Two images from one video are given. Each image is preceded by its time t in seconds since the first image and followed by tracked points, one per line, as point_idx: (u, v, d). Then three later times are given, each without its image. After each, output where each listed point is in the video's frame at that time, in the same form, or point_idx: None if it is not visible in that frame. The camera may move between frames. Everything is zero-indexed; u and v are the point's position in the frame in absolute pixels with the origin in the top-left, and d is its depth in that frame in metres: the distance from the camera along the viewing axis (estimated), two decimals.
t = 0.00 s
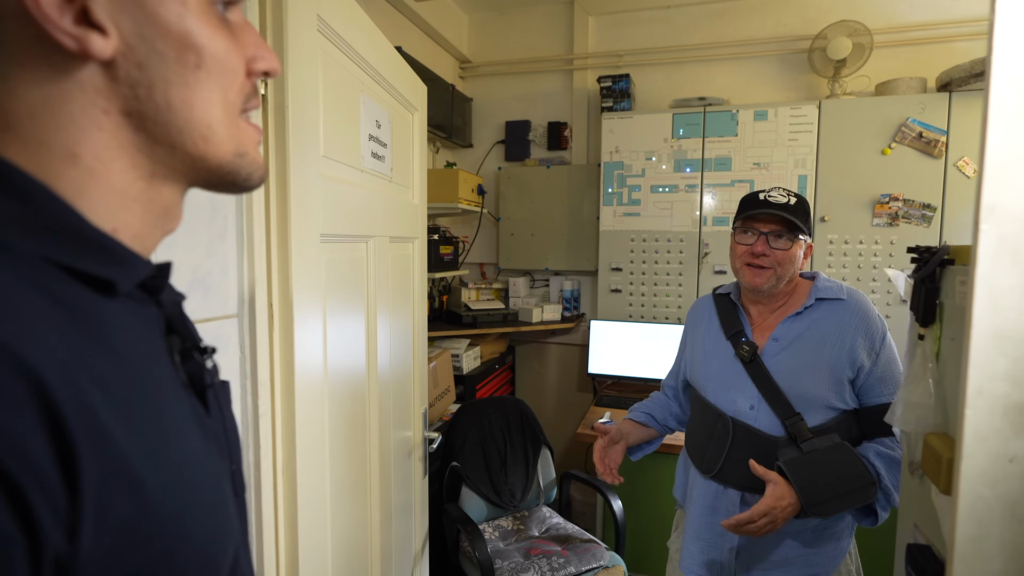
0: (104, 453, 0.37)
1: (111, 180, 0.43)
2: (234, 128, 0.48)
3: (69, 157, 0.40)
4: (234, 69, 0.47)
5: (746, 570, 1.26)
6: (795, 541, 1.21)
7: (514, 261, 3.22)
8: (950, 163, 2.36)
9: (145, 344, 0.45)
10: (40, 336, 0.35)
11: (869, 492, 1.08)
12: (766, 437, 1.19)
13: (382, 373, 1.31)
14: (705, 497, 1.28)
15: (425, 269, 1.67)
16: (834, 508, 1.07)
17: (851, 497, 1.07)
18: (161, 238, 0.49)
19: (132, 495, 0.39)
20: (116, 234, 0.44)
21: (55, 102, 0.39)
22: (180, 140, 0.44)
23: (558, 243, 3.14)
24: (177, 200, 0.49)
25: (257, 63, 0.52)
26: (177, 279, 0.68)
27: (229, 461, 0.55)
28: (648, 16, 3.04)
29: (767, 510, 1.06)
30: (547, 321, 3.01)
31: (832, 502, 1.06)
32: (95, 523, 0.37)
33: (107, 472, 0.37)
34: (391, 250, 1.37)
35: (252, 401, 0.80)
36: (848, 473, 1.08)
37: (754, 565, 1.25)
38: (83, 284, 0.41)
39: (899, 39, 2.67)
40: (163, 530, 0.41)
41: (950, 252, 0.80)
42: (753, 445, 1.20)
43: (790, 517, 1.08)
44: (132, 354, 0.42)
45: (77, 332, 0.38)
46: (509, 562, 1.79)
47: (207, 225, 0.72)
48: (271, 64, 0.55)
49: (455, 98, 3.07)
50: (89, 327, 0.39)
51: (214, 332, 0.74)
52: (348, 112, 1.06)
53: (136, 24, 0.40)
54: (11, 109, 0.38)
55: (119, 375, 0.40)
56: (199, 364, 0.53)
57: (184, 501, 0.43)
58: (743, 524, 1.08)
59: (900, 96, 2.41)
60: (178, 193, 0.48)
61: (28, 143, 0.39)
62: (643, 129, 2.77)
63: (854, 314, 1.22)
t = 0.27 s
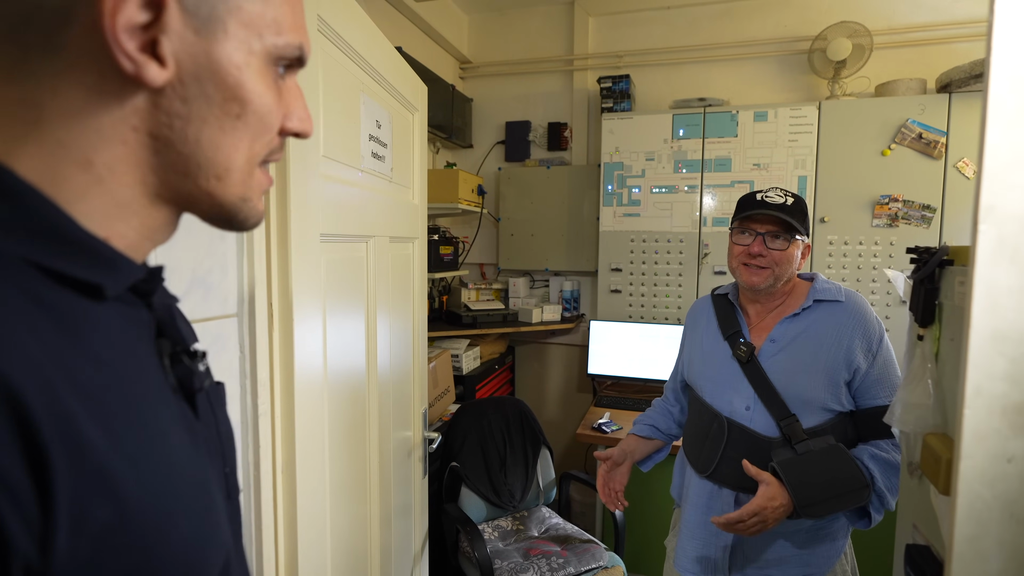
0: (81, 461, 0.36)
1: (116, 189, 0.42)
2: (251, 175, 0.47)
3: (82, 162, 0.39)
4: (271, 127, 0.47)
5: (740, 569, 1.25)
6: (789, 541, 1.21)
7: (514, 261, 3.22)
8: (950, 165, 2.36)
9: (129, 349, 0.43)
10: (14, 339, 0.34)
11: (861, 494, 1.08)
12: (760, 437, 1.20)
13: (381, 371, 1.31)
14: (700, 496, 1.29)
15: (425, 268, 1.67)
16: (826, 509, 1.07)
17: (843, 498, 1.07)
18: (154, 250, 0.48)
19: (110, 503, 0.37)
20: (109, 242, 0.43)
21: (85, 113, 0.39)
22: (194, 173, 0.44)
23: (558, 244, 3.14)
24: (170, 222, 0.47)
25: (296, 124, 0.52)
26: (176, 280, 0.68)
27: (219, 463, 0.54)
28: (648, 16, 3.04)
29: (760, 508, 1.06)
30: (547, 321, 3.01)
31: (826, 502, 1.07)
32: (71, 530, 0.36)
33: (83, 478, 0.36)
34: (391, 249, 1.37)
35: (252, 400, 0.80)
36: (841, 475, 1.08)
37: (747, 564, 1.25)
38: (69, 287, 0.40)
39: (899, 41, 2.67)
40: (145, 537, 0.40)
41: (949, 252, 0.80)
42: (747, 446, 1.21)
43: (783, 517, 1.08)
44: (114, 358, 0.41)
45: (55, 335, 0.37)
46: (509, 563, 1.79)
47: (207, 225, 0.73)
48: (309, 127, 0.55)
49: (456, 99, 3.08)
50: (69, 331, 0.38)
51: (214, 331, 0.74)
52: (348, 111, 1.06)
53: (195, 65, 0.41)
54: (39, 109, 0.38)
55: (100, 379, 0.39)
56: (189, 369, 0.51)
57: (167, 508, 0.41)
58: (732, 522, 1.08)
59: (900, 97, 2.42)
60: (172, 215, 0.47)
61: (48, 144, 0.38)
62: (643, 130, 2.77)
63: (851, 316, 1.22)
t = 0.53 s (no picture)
0: (92, 459, 0.36)
1: (114, 177, 0.41)
2: (243, 137, 0.47)
3: (75, 152, 0.39)
4: (249, 82, 0.46)
5: (738, 570, 1.26)
6: (785, 543, 1.21)
7: (514, 262, 3.22)
8: (950, 166, 2.37)
9: (139, 345, 0.43)
10: (26, 337, 0.34)
11: (857, 498, 1.09)
12: (757, 440, 1.20)
13: (381, 373, 1.31)
14: (698, 497, 1.29)
15: (425, 269, 1.68)
16: (820, 513, 1.08)
17: (839, 502, 1.08)
18: (163, 232, 0.48)
19: (123, 500, 0.38)
20: (116, 232, 0.43)
21: (66, 101, 0.38)
22: (189, 145, 0.43)
23: (558, 244, 3.14)
24: (178, 196, 0.47)
25: (272, 77, 0.51)
26: (177, 279, 0.68)
27: (229, 459, 0.54)
28: (648, 17, 3.04)
29: (754, 515, 1.08)
30: (546, 321, 3.01)
31: (822, 506, 1.08)
32: (86, 526, 0.36)
33: (96, 476, 0.36)
34: (391, 250, 1.37)
35: (252, 400, 0.80)
36: (838, 478, 1.08)
37: (745, 566, 1.25)
38: (78, 284, 0.40)
39: (898, 42, 2.67)
40: (158, 533, 0.40)
41: (947, 252, 0.81)
42: (745, 448, 1.21)
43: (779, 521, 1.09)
44: (123, 355, 0.41)
45: (65, 333, 0.37)
46: (508, 563, 1.79)
47: (207, 225, 0.73)
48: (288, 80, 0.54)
49: (456, 99, 3.08)
50: (78, 328, 0.38)
51: (215, 331, 0.74)
52: (349, 112, 1.06)
53: (157, 28, 0.40)
54: (23, 103, 0.37)
55: (111, 378, 0.39)
56: (197, 365, 0.50)
57: (178, 505, 0.42)
58: (728, 530, 1.09)
59: (899, 98, 2.42)
60: (179, 188, 0.46)
61: (37, 139, 0.38)
62: (643, 130, 2.78)
63: (850, 319, 1.23)
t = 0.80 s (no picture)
0: (108, 460, 0.37)
1: (120, 183, 0.42)
2: (245, 138, 0.47)
3: (78, 157, 0.39)
4: (248, 84, 0.46)
5: (737, 570, 1.26)
6: (784, 544, 1.22)
7: (514, 262, 3.23)
8: (948, 167, 2.37)
9: (150, 347, 0.43)
10: (46, 342, 0.35)
11: (856, 500, 1.09)
12: (757, 441, 1.20)
13: (382, 373, 1.32)
14: (697, 497, 1.29)
15: (426, 269, 1.68)
16: (819, 514, 1.08)
17: (839, 503, 1.08)
18: (168, 238, 0.48)
19: (139, 501, 0.38)
20: (124, 237, 0.43)
21: (66, 106, 0.38)
22: (191, 149, 0.43)
23: (558, 245, 3.15)
24: (184, 201, 0.47)
25: (273, 79, 0.51)
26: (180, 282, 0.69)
27: (236, 460, 0.54)
28: (648, 19, 3.05)
29: (752, 515, 1.09)
30: (546, 322, 3.02)
31: (822, 507, 1.08)
32: (106, 526, 0.36)
33: (113, 477, 0.37)
34: (392, 251, 1.37)
35: (254, 400, 0.81)
36: (837, 479, 1.09)
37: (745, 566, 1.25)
38: (90, 290, 0.40)
39: (897, 43, 2.68)
40: (173, 532, 0.40)
41: (944, 255, 0.81)
42: (744, 448, 1.21)
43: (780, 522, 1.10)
44: (136, 358, 0.41)
45: (80, 337, 0.37)
46: (508, 563, 1.80)
47: (210, 227, 0.73)
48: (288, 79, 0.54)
49: (456, 100, 3.08)
50: (93, 331, 0.38)
51: (217, 332, 0.75)
52: (350, 114, 1.07)
53: (154, 33, 0.40)
54: (24, 109, 0.38)
55: (125, 380, 0.40)
56: (204, 366, 0.51)
57: (191, 504, 0.42)
58: (728, 531, 1.11)
59: (898, 99, 2.43)
60: (183, 195, 0.47)
61: (39, 145, 0.38)
62: (643, 131, 2.78)
63: (850, 322, 1.23)
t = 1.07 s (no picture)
0: (134, 465, 0.37)
1: (140, 194, 0.42)
2: (259, 159, 0.47)
3: (101, 166, 0.40)
4: (271, 109, 0.46)
5: (736, 570, 1.27)
6: (784, 545, 1.22)
7: (515, 263, 3.24)
8: (948, 168, 2.38)
9: (168, 353, 0.44)
10: (79, 349, 0.36)
11: (858, 498, 1.10)
12: (757, 440, 1.21)
13: (383, 373, 1.32)
14: (696, 497, 1.29)
15: (427, 270, 1.69)
16: (820, 513, 1.08)
17: (840, 502, 1.09)
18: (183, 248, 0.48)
19: (162, 504, 0.39)
20: (142, 245, 0.44)
21: (91, 118, 0.39)
22: (205, 165, 0.43)
23: (558, 246, 3.15)
24: (199, 212, 0.48)
25: (297, 102, 0.51)
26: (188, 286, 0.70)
27: (243, 461, 0.55)
28: (648, 20, 3.06)
29: (758, 514, 1.10)
30: (547, 323, 3.02)
31: (823, 506, 1.08)
32: (132, 527, 0.37)
33: (139, 480, 0.38)
34: (393, 253, 1.38)
35: (257, 401, 0.81)
36: (838, 477, 1.09)
37: (744, 566, 1.26)
38: (113, 295, 0.41)
39: (897, 44, 2.69)
40: (192, 531, 0.42)
41: (943, 257, 0.81)
42: (744, 448, 1.22)
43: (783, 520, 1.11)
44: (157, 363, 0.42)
45: (106, 343, 0.38)
46: (509, 563, 1.80)
47: (215, 229, 0.74)
48: (313, 103, 0.54)
49: (457, 101, 3.09)
50: (119, 337, 0.39)
51: (221, 333, 0.76)
52: (352, 116, 1.08)
53: (183, 55, 0.40)
54: (52, 118, 0.38)
55: (147, 387, 0.40)
56: (215, 370, 0.51)
57: (208, 506, 0.43)
58: (733, 528, 1.13)
59: (899, 101, 2.43)
60: (199, 207, 0.47)
61: (65, 153, 0.38)
62: (643, 133, 2.79)
63: (852, 324, 1.24)
